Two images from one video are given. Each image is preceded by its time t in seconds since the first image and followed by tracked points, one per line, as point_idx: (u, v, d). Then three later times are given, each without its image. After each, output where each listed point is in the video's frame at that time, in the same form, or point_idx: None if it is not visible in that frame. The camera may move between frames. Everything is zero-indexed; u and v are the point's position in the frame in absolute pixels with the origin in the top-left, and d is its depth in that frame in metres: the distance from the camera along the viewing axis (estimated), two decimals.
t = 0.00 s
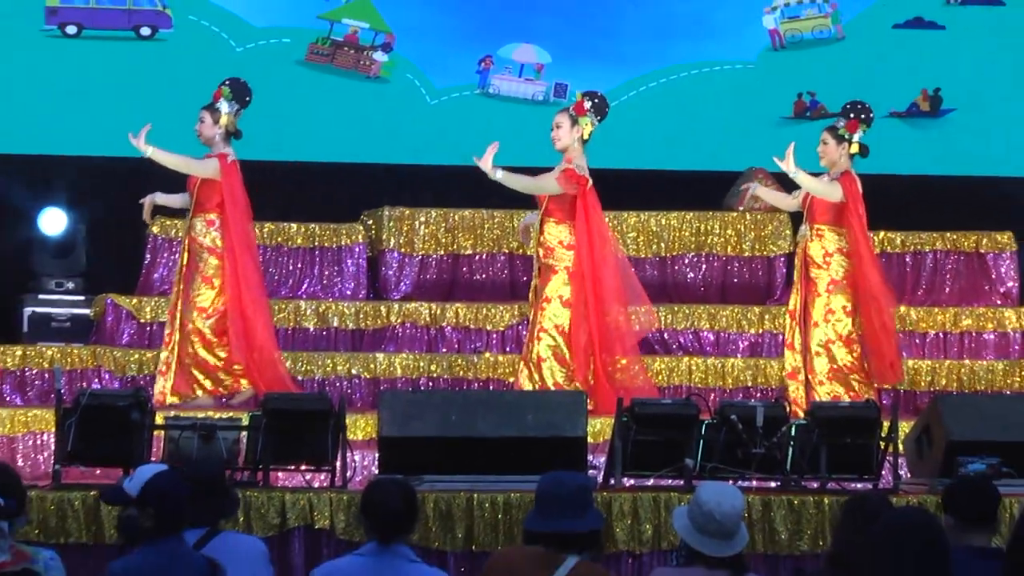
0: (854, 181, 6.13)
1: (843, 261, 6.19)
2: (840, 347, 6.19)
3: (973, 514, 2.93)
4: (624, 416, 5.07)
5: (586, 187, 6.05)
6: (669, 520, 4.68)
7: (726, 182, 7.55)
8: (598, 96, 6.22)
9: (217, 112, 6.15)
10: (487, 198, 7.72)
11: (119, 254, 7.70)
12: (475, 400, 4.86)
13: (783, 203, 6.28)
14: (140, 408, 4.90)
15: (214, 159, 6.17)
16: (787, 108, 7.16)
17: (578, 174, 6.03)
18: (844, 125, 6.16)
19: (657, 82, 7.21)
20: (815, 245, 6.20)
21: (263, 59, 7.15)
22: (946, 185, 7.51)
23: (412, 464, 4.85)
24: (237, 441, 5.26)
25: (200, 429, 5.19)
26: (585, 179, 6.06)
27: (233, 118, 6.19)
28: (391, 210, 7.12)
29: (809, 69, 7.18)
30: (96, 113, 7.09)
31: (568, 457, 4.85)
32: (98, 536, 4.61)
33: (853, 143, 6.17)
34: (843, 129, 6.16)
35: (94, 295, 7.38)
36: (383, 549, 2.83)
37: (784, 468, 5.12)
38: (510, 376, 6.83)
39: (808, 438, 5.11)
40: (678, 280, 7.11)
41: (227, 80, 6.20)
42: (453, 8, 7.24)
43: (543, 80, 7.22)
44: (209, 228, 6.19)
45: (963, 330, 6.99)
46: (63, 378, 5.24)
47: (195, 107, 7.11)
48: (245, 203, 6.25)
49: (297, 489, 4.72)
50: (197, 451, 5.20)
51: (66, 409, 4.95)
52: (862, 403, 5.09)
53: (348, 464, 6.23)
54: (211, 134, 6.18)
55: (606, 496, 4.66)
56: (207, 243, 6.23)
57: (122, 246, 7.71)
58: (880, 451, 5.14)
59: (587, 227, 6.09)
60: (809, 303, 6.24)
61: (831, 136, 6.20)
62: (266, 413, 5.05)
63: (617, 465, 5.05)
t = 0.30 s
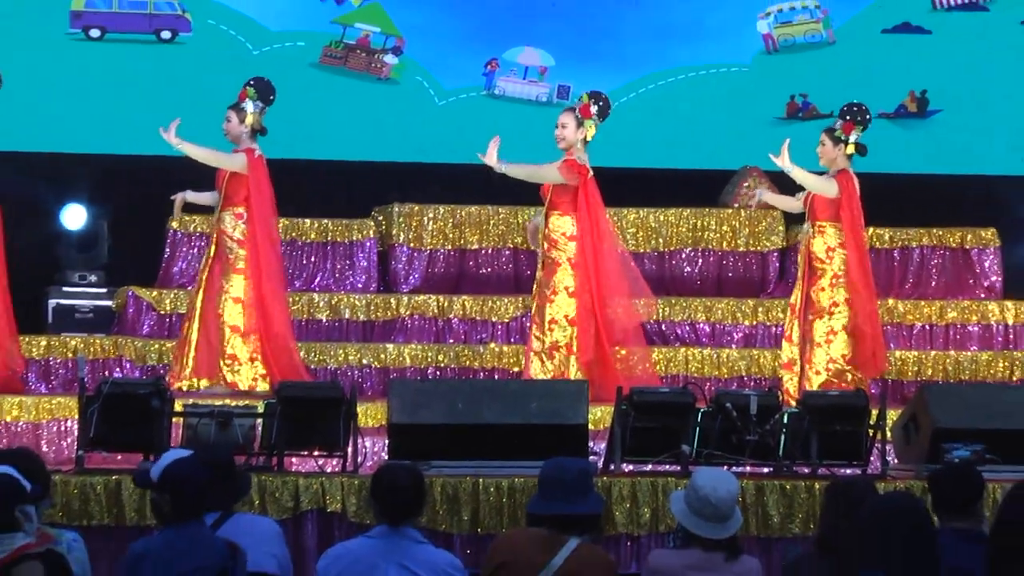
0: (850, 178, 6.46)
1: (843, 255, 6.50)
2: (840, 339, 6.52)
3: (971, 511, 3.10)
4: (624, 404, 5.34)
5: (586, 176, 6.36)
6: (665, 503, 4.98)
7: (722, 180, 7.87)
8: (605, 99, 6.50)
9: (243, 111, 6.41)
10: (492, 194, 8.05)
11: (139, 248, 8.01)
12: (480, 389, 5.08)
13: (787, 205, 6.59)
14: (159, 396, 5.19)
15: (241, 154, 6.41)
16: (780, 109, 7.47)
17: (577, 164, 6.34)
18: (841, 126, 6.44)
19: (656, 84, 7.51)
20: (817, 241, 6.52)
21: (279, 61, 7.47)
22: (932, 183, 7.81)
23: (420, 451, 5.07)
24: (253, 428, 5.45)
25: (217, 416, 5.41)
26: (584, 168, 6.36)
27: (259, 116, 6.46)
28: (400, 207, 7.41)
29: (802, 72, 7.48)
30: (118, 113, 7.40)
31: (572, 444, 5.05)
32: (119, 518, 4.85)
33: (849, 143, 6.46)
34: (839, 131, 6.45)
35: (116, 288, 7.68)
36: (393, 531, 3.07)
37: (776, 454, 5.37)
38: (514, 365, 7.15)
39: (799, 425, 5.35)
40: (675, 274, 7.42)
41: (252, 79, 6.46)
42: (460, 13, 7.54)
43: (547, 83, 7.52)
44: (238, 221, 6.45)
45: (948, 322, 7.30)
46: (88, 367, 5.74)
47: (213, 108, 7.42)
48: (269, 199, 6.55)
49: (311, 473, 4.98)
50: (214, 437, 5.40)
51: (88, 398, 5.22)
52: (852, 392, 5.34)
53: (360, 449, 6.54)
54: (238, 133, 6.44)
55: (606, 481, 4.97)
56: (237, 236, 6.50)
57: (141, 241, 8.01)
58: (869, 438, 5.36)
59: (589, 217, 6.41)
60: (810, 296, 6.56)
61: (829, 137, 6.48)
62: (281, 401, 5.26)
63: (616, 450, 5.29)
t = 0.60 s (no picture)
0: (843, 177, 6.79)
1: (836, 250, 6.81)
2: (831, 332, 6.82)
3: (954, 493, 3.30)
4: (619, 392, 5.59)
5: (581, 172, 6.64)
6: (658, 487, 5.27)
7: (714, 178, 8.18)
8: (605, 104, 6.80)
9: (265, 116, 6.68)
10: (491, 190, 8.40)
11: (153, 243, 8.32)
12: (481, 378, 5.30)
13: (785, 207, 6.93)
14: (174, 384, 5.42)
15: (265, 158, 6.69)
16: (769, 109, 7.78)
17: (573, 161, 6.62)
18: (836, 129, 6.77)
19: (650, 85, 7.82)
20: (812, 236, 6.83)
21: (288, 63, 7.78)
22: (915, 181, 8.11)
23: (424, 437, 5.34)
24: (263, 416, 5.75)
25: (228, 404, 5.67)
26: (580, 164, 6.65)
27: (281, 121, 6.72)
28: (404, 203, 7.72)
29: (790, 74, 7.80)
30: (135, 114, 7.71)
31: (570, 427, 5.29)
32: (135, 502, 5.09)
33: (844, 146, 6.79)
34: (834, 133, 6.78)
35: (131, 281, 7.97)
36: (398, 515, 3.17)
37: (766, 440, 5.67)
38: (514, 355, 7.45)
39: (787, 413, 5.65)
40: (669, 267, 7.72)
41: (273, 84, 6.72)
42: (462, 16, 7.85)
43: (545, 84, 7.83)
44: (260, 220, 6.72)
45: (931, 314, 7.60)
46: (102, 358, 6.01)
47: (225, 108, 7.73)
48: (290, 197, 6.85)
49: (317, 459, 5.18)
50: (226, 424, 5.67)
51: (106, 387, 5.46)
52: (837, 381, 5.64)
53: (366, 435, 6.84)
54: (261, 137, 6.71)
55: (602, 466, 5.24)
56: (257, 234, 6.76)
57: (155, 236, 8.33)
58: (854, 425, 5.67)
59: (587, 213, 6.74)
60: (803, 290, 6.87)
61: (823, 140, 6.80)
62: (289, 389, 5.51)
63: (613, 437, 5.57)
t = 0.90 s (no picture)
0: (828, 174, 7.12)
1: (820, 242, 7.16)
2: (816, 321, 7.15)
3: (933, 479, 3.59)
4: (609, 382, 5.90)
5: (574, 170, 7.00)
6: (647, 472, 5.52)
7: (702, 176, 8.51)
8: (600, 104, 7.14)
9: (279, 114, 6.97)
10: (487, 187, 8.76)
11: (162, 238, 8.66)
12: (476, 367, 5.60)
13: (773, 195, 7.28)
14: (182, 373, 5.64)
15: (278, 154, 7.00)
16: (754, 110, 8.12)
17: (567, 159, 6.98)
18: (822, 125, 7.11)
19: (640, 87, 8.14)
20: (797, 228, 7.17)
21: (292, 65, 8.09)
22: (893, 178, 8.46)
23: (422, 425, 5.59)
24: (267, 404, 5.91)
25: (234, 393, 5.91)
26: (572, 162, 7.00)
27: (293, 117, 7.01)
28: (404, 199, 8.08)
29: (774, 76, 8.12)
30: (145, 113, 8.03)
31: (560, 417, 5.59)
32: (145, 486, 5.32)
33: (830, 141, 7.12)
34: (821, 130, 7.12)
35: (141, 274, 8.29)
36: (396, 498, 3.44)
37: (749, 428, 5.95)
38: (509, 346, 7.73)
39: (770, 402, 5.93)
40: (657, 262, 8.05)
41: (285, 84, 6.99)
42: (458, 20, 8.16)
43: (539, 86, 8.15)
44: (270, 212, 7.03)
45: (908, 307, 7.93)
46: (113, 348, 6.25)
47: (232, 108, 8.05)
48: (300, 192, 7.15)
49: (321, 445, 5.44)
50: (232, 412, 5.90)
51: (117, 375, 5.68)
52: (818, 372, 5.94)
53: (367, 423, 7.15)
54: (274, 133, 7.01)
55: (593, 453, 5.49)
56: (266, 226, 7.06)
57: (164, 232, 8.66)
58: (833, 413, 5.97)
59: (578, 210, 7.06)
60: (793, 280, 7.19)
61: (811, 135, 7.13)
62: (293, 378, 5.67)
63: (603, 423, 5.85)
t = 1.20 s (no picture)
0: (811, 185, 7.40)
1: (801, 249, 7.47)
2: (798, 325, 7.48)
3: (910, 478, 3.88)
4: (597, 383, 6.08)
5: (567, 181, 7.33)
6: (633, 470, 5.71)
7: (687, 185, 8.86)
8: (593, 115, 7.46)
9: (285, 125, 7.26)
10: (481, 195, 9.11)
11: (168, 244, 8.99)
12: (471, 368, 5.88)
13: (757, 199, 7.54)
14: (187, 373, 5.86)
15: (281, 165, 7.28)
16: (737, 121, 8.46)
17: (561, 172, 7.32)
18: (805, 137, 7.41)
19: (627, 99, 8.48)
20: (778, 236, 7.49)
21: (294, 77, 8.43)
22: (870, 187, 8.84)
23: (418, 423, 5.87)
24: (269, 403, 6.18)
25: (237, 392, 6.09)
26: (566, 175, 7.34)
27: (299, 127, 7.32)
28: (401, 207, 8.43)
29: (756, 89, 8.46)
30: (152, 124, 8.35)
31: (549, 416, 5.85)
32: (151, 481, 5.59)
33: (812, 152, 7.43)
34: (804, 142, 7.41)
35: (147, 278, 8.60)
36: (395, 493, 3.56)
37: (732, 427, 6.13)
38: (501, 347, 8.04)
39: (752, 402, 6.11)
40: (643, 267, 8.37)
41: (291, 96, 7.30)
42: (453, 35, 8.50)
43: (530, 98, 8.49)
44: (273, 219, 7.32)
45: (885, 311, 8.26)
46: (122, 349, 6.57)
47: (236, 119, 8.39)
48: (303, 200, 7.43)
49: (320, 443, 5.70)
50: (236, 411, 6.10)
51: (124, 375, 5.87)
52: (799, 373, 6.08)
53: (364, 422, 7.46)
54: (280, 143, 7.31)
55: (582, 451, 5.71)
56: (271, 231, 7.37)
57: (171, 237, 8.99)
58: (812, 413, 6.14)
59: (570, 219, 7.39)
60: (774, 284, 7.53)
61: (794, 147, 7.43)
62: (293, 379, 5.93)
63: (591, 423, 6.03)
